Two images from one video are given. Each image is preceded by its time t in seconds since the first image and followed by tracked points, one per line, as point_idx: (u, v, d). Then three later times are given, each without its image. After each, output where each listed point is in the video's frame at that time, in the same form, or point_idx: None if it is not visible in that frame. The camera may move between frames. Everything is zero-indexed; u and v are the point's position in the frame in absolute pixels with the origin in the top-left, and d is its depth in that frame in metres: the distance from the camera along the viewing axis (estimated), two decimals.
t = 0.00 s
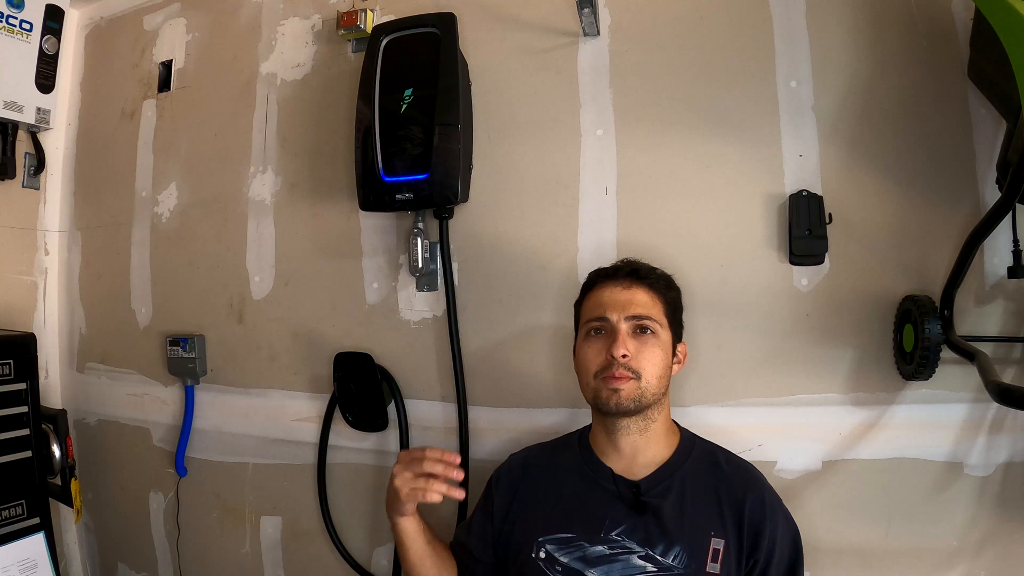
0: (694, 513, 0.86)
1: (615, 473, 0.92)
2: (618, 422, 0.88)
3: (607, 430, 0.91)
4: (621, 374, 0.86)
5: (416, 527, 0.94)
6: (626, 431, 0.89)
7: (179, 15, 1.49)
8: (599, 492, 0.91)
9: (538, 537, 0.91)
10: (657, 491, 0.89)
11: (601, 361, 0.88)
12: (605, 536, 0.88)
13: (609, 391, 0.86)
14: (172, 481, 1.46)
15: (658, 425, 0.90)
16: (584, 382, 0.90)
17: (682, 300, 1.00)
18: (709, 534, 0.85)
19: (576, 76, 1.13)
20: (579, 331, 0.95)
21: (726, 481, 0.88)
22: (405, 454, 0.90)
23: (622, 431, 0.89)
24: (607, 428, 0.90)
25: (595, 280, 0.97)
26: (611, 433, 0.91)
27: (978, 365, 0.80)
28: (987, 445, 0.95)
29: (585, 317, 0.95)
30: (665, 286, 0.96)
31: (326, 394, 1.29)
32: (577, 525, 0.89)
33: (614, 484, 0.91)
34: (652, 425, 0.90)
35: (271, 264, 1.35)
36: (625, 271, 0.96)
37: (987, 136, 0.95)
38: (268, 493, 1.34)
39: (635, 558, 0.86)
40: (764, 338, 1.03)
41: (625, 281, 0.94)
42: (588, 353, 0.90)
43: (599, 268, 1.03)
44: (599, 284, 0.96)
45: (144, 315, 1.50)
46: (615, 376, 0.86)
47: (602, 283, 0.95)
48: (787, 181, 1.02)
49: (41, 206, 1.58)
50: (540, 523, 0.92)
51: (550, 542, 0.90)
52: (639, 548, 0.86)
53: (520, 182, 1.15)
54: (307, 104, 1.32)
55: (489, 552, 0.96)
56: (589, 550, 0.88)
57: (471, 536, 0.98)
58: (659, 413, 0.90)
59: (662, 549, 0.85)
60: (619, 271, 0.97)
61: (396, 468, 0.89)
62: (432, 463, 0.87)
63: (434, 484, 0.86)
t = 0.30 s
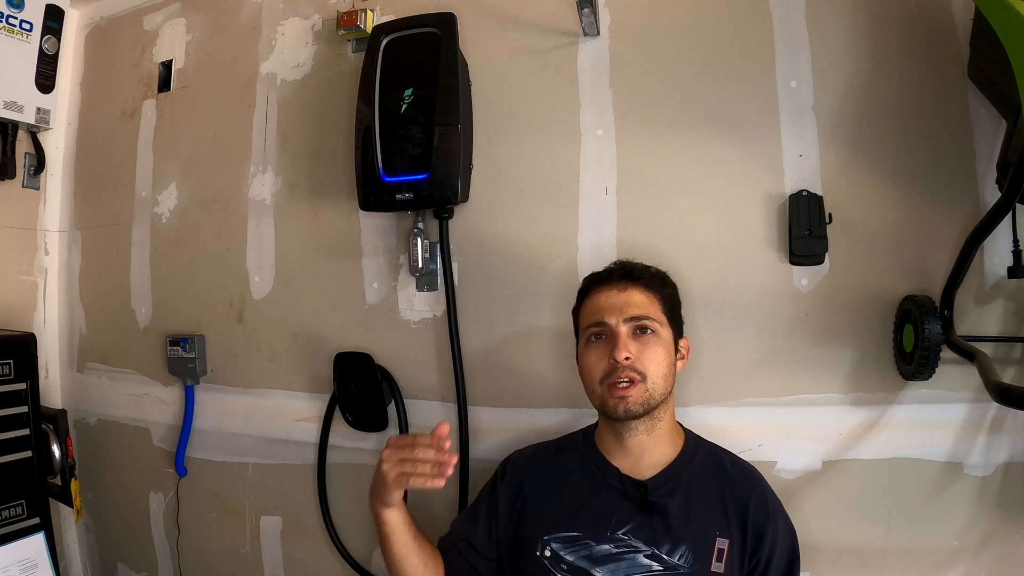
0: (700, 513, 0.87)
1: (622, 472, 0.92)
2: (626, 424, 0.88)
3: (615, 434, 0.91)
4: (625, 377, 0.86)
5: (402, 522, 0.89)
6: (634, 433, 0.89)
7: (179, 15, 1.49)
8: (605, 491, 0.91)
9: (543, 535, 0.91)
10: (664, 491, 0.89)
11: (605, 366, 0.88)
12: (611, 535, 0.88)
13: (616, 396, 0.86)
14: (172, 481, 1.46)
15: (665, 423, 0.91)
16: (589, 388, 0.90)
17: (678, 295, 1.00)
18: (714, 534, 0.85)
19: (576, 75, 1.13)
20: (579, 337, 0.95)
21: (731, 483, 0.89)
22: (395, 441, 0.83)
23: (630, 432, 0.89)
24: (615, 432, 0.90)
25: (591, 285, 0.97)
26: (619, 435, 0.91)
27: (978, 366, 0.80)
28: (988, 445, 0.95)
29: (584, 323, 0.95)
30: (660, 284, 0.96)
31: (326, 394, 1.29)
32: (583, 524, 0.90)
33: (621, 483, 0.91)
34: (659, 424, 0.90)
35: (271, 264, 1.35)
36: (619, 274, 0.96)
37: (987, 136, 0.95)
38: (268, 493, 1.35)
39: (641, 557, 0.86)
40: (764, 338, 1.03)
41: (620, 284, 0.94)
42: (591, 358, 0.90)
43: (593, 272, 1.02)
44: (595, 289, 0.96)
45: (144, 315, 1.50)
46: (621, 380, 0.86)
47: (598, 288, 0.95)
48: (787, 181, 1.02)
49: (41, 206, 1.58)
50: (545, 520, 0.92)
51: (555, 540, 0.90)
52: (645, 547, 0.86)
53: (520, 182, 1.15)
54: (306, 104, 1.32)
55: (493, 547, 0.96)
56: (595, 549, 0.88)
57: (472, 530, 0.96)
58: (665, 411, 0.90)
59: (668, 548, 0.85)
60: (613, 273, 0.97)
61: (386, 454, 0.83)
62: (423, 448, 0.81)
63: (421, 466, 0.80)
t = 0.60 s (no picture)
0: (706, 515, 0.87)
1: (629, 474, 0.92)
2: (634, 422, 0.88)
3: (623, 433, 0.91)
4: (633, 374, 0.86)
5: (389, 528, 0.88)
6: (642, 431, 0.89)
7: (179, 15, 1.49)
8: (611, 492, 0.91)
9: (548, 535, 0.91)
10: (672, 492, 0.89)
11: (611, 364, 0.88)
12: (617, 536, 0.88)
13: (624, 394, 0.86)
14: (172, 481, 1.46)
15: (672, 421, 0.90)
16: (596, 387, 0.89)
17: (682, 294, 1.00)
18: (720, 536, 0.86)
19: (576, 75, 1.13)
20: (584, 338, 0.95)
21: (737, 485, 0.89)
22: (353, 458, 0.82)
23: (638, 431, 0.89)
24: (623, 431, 0.90)
25: (595, 286, 0.97)
26: (627, 434, 0.90)
27: (978, 365, 0.80)
28: (988, 445, 0.95)
29: (589, 322, 0.95)
30: (663, 282, 0.96)
31: (326, 394, 1.29)
32: (589, 525, 0.90)
33: (627, 483, 0.91)
34: (667, 422, 0.90)
35: (271, 264, 1.35)
36: (622, 274, 0.96)
37: (987, 136, 0.95)
38: (268, 493, 1.35)
39: (647, 558, 0.86)
40: (764, 338, 1.03)
41: (624, 283, 0.94)
42: (597, 357, 0.90)
43: (596, 274, 1.03)
44: (599, 289, 0.96)
45: (144, 315, 1.50)
46: (628, 377, 0.86)
47: (602, 288, 0.96)
48: (787, 181, 1.02)
49: (41, 206, 1.58)
50: (550, 521, 0.92)
51: (560, 540, 0.90)
52: (651, 548, 0.87)
53: (519, 182, 1.15)
54: (306, 104, 1.32)
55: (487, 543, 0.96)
56: (601, 549, 0.88)
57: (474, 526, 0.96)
58: (672, 409, 0.90)
59: (675, 549, 0.86)
60: (616, 273, 0.97)
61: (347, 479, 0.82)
62: (376, 465, 0.80)
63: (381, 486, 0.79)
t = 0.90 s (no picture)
0: (708, 516, 0.87)
1: (631, 475, 0.92)
2: (637, 421, 0.88)
3: (625, 433, 0.91)
4: (636, 372, 0.86)
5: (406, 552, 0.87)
6: (644, 431, 0.89)
7: (179, 15, 1.49)
8: (613, 492, 0.91)
9: (549, 535, 0.91)
10: (673, 493, 0.89)
11: (615, 363, 0.88)
12: (619, 537, 0.88)
13: (627, 393, 0.86)
14: (172, 481, 1.46)
15: (674, 421, 0.90)
16: (600, 385, 0.89)
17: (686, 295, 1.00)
18: (721, 537, 0.86)
19: (576, 75, 1.13)
20: (588, 336, 0.95)
21: (739, 486, 0.89)
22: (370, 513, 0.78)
23: (640, 430, 0.89)
24: (625, 431, 0.90)
25: (599, 285, 0.97)
26: (630, 434, 0.90)
27: (978, 365, 0.80)
28: (988, 445, 0.95)
29: (593, 322, 0.95)
30: (668, 282, 0.96)
31: (326, 394, 1.29)
32: (591, 526, 0.89)
33: (629, 484, 0.91)
34: (669, 422, 0.90)
35: (271, 264, 1.35)
36: (627, 273, 0.96)
37: (987, 136, 0.95)
38: (268, 493, 1.35)
39: (649, 559, 0.86)
40: (764, 338, 1.03)
41: (628, 282, 0.94)
42: (601, 356, 0.90)
43: (600, 274, 1.03)
44: (604, 288, 0.96)
45: (145, 315, 1.50)
46: (632, 376, 0.86)
47: (606, 287, 0.96)
48: (787, 181, 1.02)
49: (41, 206, 1.58)
50: (552, 521, 0.92)
51: (562, 541, 0.90)
52: (652, 549, 0.86)
53: (519, 182, 1.15)
54: (306, 104, 1.32)
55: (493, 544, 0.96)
56: (602, 550, 0.88)
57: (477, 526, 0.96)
58: (674, 409, 0.90)
59: (676, 551, 0.85)
60: (621, 273, 0.97)
61: (359, 529, 0.79)
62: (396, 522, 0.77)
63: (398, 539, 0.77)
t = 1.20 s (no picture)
0: (706, 518, 0.87)
1: (629, 474, 0.92)
2: (634, 420, 0.87)
3: (623, 431, 0.91)
4: (632, 370, 0.86)
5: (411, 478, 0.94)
6: (642, 430, 0.89)
7: (179, 15, 1.49)
8: (612, 491, 0.91)
9: (547, 532, 0.91)
10: (671, 494, 0.89)
11: (612, 361, 0.88)
12: (615, 536, 0.88)
13: (623, 391, 0.86)
14: (172, 481, 1.46)
15: (673, 419, 0.90)
16: (597, 384, 0.90)
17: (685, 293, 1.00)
18: (719, 540, 0.85)
19: (576, 75, 1.13)
20: (586, 336, 0.96)
21: (739, 488, 0.89)
22: (438, 406, 0.86)
23: (638, 429, 0.89)
24: (623, 430, 0.90)
25: (598, 284, 0.98)
26: (627, 433, 0.90)
27: (978, 366, 0.80)
28: (988, 445, 0.95)
29: (591, 321, 0.95)
30: (666, 280, 0.96)
31: (326, 394, 1.29)
32: (589, 525, 0.90)
33: (627, 483, 0.91)
34: (667, 421, 0.89)
35: (271, 264, 1.35)
36: (624, 272, 0.96)
37: (986, 136, 0.95)
38: (268, 493, 1.35)
39: (644, 560, 0.86)
40: (764, 338, 1.03)
41: (625, 281, 0.95)
42: (598, 354, 0.90)
43: (600, 274, 1.03)
44: (601, 288, 0.96)
45: (145, 315, 1.50)
46: (628, 374, 0.86)
47: (604, 286, 0.96)
48: (787, 181, 1.02)
49: (41, 207, 1.58)
50: (550, 519, 0.92)
51: (559, 538, 0.90)
52: (649, 550, 0.86)
53: (519, 182, 1.15)
54: (306, 104, 1.32)
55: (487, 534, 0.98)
56: (599, 549, 0.88)
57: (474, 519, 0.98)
58: (673, 407, 0.90)
59: (672, 552, 0.85)
60: (619, 272, 0.98)
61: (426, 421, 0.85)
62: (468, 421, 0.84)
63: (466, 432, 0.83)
